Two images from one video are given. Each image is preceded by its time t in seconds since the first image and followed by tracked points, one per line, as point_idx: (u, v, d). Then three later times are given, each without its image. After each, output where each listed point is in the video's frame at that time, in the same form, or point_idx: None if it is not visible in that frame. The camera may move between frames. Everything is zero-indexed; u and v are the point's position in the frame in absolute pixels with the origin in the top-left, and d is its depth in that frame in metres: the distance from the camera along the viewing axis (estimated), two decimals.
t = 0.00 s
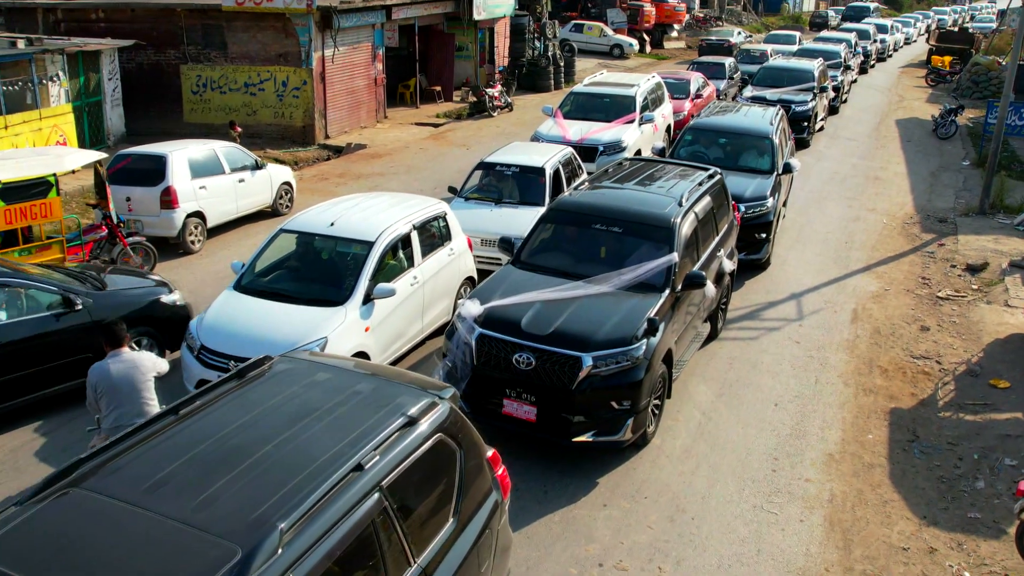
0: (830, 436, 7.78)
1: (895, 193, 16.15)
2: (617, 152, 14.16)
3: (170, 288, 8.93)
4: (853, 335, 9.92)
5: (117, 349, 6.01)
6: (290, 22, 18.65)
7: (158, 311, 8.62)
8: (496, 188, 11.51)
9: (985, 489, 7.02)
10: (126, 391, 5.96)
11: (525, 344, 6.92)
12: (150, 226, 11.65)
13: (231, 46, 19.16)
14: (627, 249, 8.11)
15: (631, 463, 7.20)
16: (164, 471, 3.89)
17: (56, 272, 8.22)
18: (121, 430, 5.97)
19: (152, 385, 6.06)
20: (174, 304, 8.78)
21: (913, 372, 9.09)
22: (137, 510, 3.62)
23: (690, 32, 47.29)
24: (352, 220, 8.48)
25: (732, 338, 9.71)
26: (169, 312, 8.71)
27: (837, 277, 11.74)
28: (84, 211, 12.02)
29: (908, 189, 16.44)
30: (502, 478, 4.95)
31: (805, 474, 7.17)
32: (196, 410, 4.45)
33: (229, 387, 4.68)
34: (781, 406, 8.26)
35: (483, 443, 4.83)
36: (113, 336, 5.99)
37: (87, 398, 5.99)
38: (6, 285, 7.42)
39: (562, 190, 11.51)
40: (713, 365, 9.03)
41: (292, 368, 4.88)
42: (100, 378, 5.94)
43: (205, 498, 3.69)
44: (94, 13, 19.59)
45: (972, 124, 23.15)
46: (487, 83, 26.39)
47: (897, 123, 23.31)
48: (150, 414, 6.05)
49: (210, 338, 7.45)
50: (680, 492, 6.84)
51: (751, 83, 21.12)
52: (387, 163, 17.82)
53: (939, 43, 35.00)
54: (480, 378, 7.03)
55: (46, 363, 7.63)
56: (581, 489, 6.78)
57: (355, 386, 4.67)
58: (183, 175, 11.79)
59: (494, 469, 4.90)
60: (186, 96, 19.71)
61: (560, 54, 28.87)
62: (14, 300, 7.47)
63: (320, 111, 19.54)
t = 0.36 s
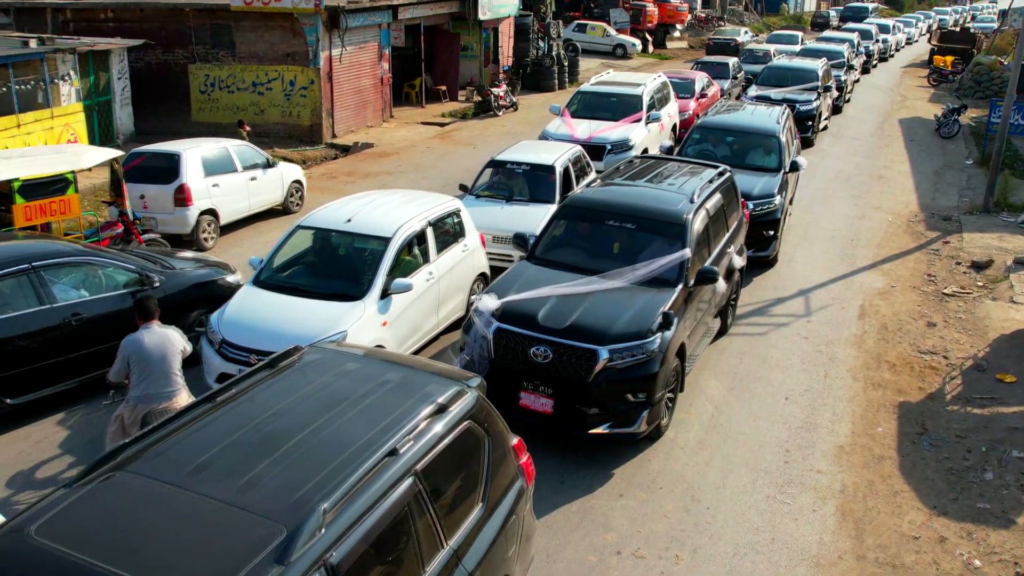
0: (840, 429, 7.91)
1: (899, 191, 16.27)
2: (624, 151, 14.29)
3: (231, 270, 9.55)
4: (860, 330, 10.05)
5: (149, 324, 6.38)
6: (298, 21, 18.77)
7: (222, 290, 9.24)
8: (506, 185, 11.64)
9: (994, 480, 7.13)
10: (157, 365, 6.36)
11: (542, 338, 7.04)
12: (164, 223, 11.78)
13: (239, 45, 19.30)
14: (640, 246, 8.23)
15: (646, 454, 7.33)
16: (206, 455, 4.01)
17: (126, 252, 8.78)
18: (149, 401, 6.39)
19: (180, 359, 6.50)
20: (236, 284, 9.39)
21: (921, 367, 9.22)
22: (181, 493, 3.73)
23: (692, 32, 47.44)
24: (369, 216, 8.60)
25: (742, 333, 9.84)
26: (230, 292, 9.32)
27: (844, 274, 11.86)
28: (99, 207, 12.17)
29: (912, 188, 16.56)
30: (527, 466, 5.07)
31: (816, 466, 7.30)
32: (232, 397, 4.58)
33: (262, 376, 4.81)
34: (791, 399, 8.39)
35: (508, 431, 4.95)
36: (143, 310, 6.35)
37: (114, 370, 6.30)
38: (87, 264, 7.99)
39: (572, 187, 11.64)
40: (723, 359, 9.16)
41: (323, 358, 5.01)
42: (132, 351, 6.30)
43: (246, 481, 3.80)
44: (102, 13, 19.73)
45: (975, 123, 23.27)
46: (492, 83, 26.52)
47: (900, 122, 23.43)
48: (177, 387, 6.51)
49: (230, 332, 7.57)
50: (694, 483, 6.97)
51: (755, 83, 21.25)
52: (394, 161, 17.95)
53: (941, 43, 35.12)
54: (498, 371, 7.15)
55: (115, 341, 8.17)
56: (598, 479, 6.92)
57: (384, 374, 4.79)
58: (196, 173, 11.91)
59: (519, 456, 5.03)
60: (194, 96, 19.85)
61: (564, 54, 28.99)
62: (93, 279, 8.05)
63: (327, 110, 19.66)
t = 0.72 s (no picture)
0: (851, 423, 8.03)
1: (904, 190, 16.38)
2: (632, 150, 14.41)
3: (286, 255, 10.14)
4: (868, 326, 10.17)
5: (164, 306, 6.62)
6: (306, 21, 18.88)
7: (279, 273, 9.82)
8: (517, 183, 11.76)
9: (1002, 472, 7.25)
10: (172, 345, 6.60)
11: (559, 332, 7.15)
12: (179, 221, 11.91)
13: (247, 45, 19.42)
14: (653, 242, 8.35)
15: (660, 447, 7.45)
16: (244, 441, 4.12)
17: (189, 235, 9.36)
18: (166, 379, 6.63)
19: (195, 339, 6.74)
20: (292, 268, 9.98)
21: (929, 362, 9.33)
22: (224, 477, 3.84)
23: (694, 32, 47.59)
24: (385, 214, 8.72)
25: (752, 329, 9.96)
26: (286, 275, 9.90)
27: (851, 271, 11.98)
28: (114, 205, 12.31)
29: (917, 186, 16.67)
30: (551, 455, 5.19)
31: (828, 458, 7.42)
32: (265, 387, 4.70)
33: (294, 367, 4.93)
34: (802, 393, 8.52)
35: (534, 420, 5.07)
36: (158, 293, 6.57)
37: (131, 351, 6.53)
38: (155, 246, 8.54)
39: (582, 185, 11.76)
40: (735, 355, 9.28)
41: (351, 349, 5.14)
42: (148, 333, 6.53)
43: (286, 465, 3.91)
44: (111, 12, 19.88)
45: (978, 122, 23.38)
46: (497, 83, 26.64)
47: (903, 122, 23.54)
48: (192, 365, 6.75)
49: (250, 327, 7.68)
50: (709, 474, 7.09)
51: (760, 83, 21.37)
52: (401, 160, 18.07)
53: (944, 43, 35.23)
54: (515, 365, 7.26)
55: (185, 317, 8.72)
56: (614, 471, 7.04)
57: (413, 365, 4.91)
58: (210, 171, 12.03)
59: (543, 446, 5.15)
60: (202, 95, 19.97)
61: (568, 53, 29.12)
62: (162, 260, 8.60)
63: (335, 109, 19.78)
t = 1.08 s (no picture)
0: (861, 415, 8.16)
1: (908, 188, 16.51)
2: (640, 148, 14.55)
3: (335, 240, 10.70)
4: (876, 322, 10.30)
5: (180, 293, 6.94)
6: (313, 21, 19.02)
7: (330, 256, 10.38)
8: (527, 181, 11.90)
9: (1011, 463, 7.38)
10: (188, 330, 6.94)
11: (575, 325, 7.29)
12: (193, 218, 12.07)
13: (255, 45, 19.57)
14: (666, 238, 8.48)
15: (674, 439, 7.58)
16: (282, 426, 4.24)
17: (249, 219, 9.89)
18: (182, 362, 7.01)
19: (210, 323, 7.07)
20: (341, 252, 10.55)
21: (936, 357, 9.46)
22: (265, 459, 3.97)
23: (696, 31, 47.75)
24: (401, 210, 8.86)
25: (761, 324, 10.10)
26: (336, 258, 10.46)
27: (858, 268, 12.11)
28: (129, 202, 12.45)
29: (921, 184, 16.79)
30: (573, 443, 5.33)
31: (839, 450, 7.55)
32: (298, 375, 4.83)
33: (324, 356, 5.07)
34: (812, 387, 8.65)
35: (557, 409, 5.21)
36: (175, 280, 6.90)
37: (149, 336, 6.90)
38: (221, 228, 9.05)
39: (592, 183, 11.90)
40: (745, 350, 9.42)
41: (379, 339, 5.28)
42: (164, 319, 6.86)
43: (325, 449, 4.04)
44: (120, 12, 20.04)
45: (981, 121, 23.51)
46: (502, 82, 26.78)
47: (906, 121, 23.66)
48: (208, 349, 7.10)
49: (270, 321, 7.80)
50: (723, 465, 7.22)
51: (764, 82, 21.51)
52: (409, 159, 18.20)
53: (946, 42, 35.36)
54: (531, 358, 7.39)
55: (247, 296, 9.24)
56: (629, 462, 7.18)
57: (441, 355, 5.05)
58: (223, 168, 12.16)
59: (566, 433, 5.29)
60: (211, 94, 20.09)
61: (572, 53, 29.28)
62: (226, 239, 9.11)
63: (342, 108, 19.91)
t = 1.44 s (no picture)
0: (869, 407, 8.31)
1: (912, 186, 16.66)
2: (646, 146, 14.73)
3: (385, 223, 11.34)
4: (882, 317, 10.45)
5: (202, 278, 7.17)
6: (321, 20, 19.18)
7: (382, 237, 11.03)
8: (537, 178, 12.05)
9: (1016, 453, 7.53)
10: (209, 315, 7.17)
11: (589, 318, 7.43)
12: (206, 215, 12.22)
13: (263, 44, 19.73)
14: (677, 233, 8.63)
15: (686, 429, 7.74)
16: (316, 410, 4.39)
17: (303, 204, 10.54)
18: (203, 346, 7.23)
19: (230, 309, 7.30)
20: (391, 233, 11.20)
21: (941, 350, 9.62)
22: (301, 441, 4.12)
23: (697, 30, 47.90)
24: (416, 206, 9.01)
25: (769, 319, 10.26)
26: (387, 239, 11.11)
27: (863, 264, 12.27)
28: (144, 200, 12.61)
29: (924, 182, 16.94)
30: (593, 429, 5.48)
31: (848, 440, 7.70)
32: (327, 364, 4.99)
33: (352, 346, 5.24)
34: (820, 379, 8.81)
35: (577, 397, 5.36)
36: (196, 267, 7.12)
37: (171, 319, 7.11)
38: (281, 211, 9.71)
39: (600, 180, 12.06)
40: (753, 343, 9.58)
41: (404, 331, 5.45)
42: (187, 303, 7.08)
43: (359, 432, 4.19)
44: (129, 11, 20.21)
45: (984, 120, 23.65)
46: (507, 81, 26.93)
47: (909, 120, 23.81)
48: (227, 334, 7.32)
49: (289, 314, 7.94)
50: (734, 455, 7.38)
51: (768, 81, 21.67)
52: (416, 157, 18.36)
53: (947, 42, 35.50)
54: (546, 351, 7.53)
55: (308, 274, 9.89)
56: (643, 451, 7.34)
57: (465, 345, 5.21)
58: (236, 165, 12.32)
59: (586, 421, 5.44)
60: (219, 93, 20.22)
61: (576, 53, 29.45)
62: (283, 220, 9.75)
63: (349, 107, 20.07)
